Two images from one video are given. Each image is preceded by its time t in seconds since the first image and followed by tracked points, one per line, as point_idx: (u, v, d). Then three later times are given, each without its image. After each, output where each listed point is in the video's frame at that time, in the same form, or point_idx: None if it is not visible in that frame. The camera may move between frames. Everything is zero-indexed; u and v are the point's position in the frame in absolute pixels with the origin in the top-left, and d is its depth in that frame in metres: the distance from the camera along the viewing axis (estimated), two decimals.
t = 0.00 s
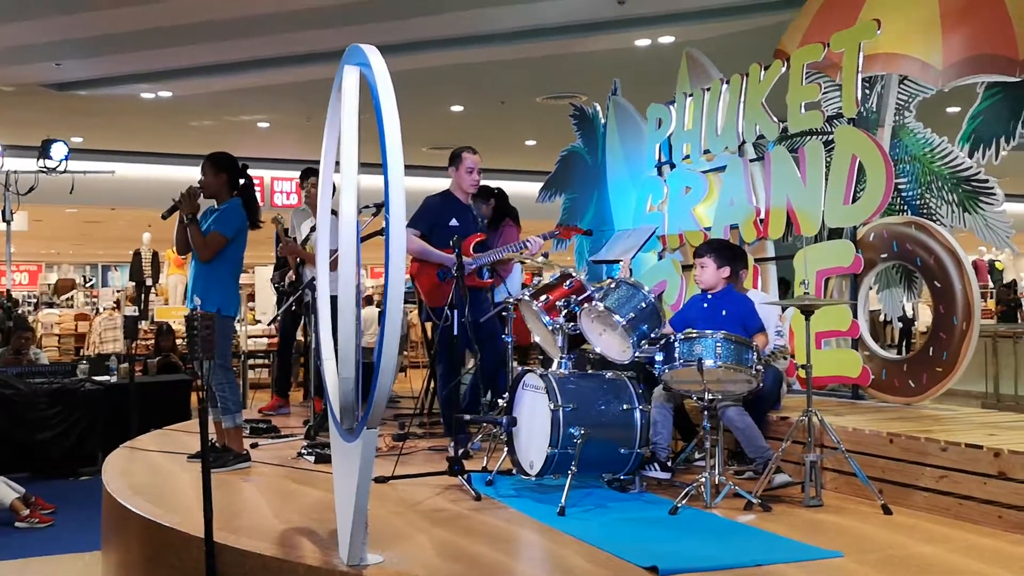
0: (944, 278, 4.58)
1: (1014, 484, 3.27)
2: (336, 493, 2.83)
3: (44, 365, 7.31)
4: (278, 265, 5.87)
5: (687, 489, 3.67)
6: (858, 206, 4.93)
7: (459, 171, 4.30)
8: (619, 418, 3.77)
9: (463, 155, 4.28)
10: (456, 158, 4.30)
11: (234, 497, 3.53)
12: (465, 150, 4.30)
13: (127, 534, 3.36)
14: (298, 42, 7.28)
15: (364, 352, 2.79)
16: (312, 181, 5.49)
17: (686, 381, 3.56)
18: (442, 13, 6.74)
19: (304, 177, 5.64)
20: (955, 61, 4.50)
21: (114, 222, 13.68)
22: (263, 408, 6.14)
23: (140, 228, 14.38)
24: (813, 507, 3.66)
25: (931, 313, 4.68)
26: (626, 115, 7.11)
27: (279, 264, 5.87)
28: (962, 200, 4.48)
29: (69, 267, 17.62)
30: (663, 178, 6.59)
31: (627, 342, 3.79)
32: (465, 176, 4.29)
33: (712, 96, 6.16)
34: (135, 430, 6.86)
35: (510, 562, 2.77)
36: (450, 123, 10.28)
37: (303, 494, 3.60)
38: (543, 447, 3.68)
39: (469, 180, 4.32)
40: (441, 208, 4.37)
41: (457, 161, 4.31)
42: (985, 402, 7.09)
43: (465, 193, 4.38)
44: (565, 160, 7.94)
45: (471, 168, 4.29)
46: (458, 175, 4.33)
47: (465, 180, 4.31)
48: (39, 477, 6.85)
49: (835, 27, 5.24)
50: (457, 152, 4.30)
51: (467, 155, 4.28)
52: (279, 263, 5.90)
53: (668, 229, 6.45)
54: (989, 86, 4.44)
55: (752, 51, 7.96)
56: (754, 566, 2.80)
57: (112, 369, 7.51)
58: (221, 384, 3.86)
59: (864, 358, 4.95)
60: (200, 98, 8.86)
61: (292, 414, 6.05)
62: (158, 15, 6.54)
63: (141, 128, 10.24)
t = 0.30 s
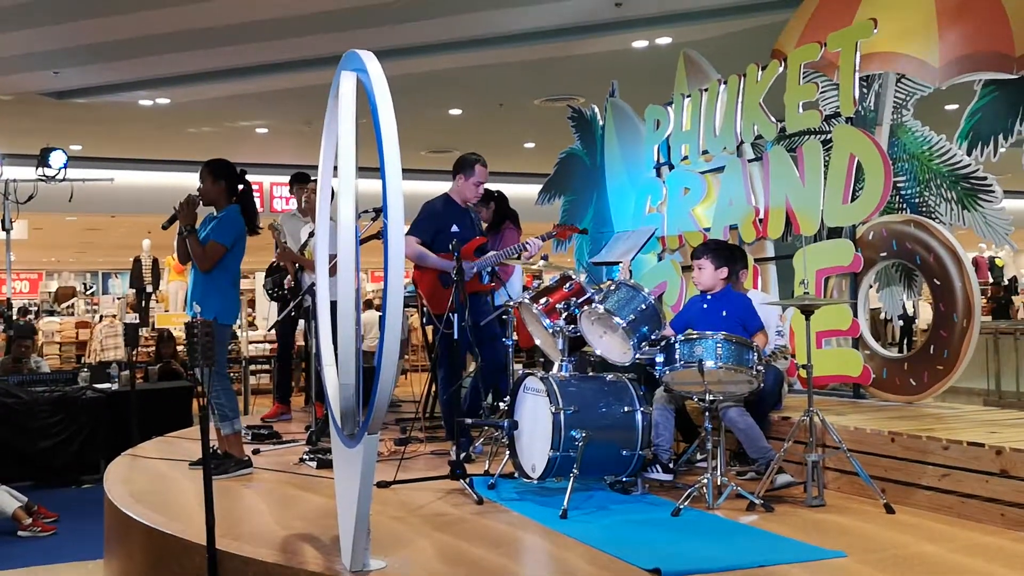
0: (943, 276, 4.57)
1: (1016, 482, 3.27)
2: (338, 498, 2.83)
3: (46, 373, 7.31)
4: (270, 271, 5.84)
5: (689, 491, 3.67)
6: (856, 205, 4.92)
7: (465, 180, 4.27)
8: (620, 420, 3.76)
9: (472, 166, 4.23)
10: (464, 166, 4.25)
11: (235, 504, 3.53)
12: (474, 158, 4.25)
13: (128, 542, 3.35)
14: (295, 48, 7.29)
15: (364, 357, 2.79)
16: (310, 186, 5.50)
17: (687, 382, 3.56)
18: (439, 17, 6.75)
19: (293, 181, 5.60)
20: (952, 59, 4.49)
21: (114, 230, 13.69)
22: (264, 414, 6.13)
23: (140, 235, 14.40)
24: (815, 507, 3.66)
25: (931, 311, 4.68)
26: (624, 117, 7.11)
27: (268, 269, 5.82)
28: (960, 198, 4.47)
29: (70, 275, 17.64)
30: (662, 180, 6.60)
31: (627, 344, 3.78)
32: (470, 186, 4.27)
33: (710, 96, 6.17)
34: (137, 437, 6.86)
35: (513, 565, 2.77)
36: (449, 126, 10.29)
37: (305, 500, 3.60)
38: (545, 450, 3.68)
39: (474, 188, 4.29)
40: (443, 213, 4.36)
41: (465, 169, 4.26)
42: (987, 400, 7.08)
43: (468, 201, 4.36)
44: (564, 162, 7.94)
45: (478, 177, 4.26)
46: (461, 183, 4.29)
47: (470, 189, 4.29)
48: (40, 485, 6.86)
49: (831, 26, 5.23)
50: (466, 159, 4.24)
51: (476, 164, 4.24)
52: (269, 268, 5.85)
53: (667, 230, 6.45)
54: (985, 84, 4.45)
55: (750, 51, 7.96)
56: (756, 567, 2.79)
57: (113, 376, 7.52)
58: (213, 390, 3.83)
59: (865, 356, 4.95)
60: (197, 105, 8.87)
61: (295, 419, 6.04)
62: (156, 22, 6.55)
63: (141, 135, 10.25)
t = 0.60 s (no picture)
0: (943, 280, 4.58)
1: (1016, 486, 3.27)
2: (338, 503, 2.83)
3: (46, 378, 7.31)
4: (262, 276, 5.82)
5: (689, 495, 3.66)
6: (856, 209, 4.91)
7: (465, 190, 4.27)
8: (621, 425, 3.76)
9: (473, 176, 4.23)
10: (464, 174, 4.24)
11: (235, 508, 3.52)
12: (475, 167, 4.23)
13: (128, 547, 3.35)
14: (295, 53, 7.30)
15: (364, 361, 2.79)
16: (311, 191, 5.51)
17: (687, 387, 3.56)
18: (438, 21, 6.77)
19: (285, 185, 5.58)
20: (952, 62, 4.50)
21: (114, 234, 13.70)
22: (264, 418, 6.13)
23: (139, 239, 14.40)
24: (816, 512, 3.65)
25: (930, 315, 4.68)
26: (624, 121, 7.13)
27: (261, 274, 5.80)
28: (960, 202, 4.48)
29: (70, 279, 17.65)
30: (662, 184, 6.61)
31: (628, 348, 3.81)
32: (469, 196, 4.28)
33: (709, 101, 6.17)
34: (137, 442, 6.86)
35: (514, 570, 2.77)
36: (448, 130, 10.29)
37: (305, 505, 3.59)
38: (545, 455, 3.68)
39: (473, 198, 4.30)
40: (443, 221, 4.37)
41: (466, 178, 4.25)
42: (987, 403, 7.07)
43: (469, 209, 4.37)
44: (564, 166, 7.94)
45: (479, 187, 4.25)
46: (462, 192, 4.30)
47: (469, 199, 4.30)
48: (40, 490, 6.85)
49: (831, 31, 5.23)
50: (467, 168, 4.24)
51: (476, 173, 4.22)
52: (263, 271, 5.82)
53: (667, 234, 6.45)
54: (985, 88, 4.50)
55: (749, 56, 7.97)
56: (757, 572, 2.78)
57: (113, 381, 7.51)
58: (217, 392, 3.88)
59: (865, 361, 4.95)
60: (197, 109, 8.88)
61: (294, 424, 6.04)
62: (156, 27, 6.56)
63: (141, 140, 10.26)
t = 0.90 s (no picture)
0: (933, 290, 4.60)
1: (1005, 496, 3.28)
2: (327, 511, 2.81)
3: (32, 383, 7.25)
4: (246, 282, 5.81)
5: (679, 504, 3.65)
6: (848, 218, 4.94)
7: (453, 204, 4.29)
8: (611, 432, 3.76)
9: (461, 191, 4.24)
10: (453, 189, 4.27)
11: (223, 515, 3.50)
12: (463, 181, 4.24)
13: (115, 554, 3.32)
14: (287, 58, 7.29)
15: (354, 368, 2.78)
16: (302, 197, 5.50)
17: (678, 395, 3.57)
18: (431, 28, 6.77)
19: (268, 194, 5.51)
20: (942, 74, 4.50)
21: (103, 238, 13.63)
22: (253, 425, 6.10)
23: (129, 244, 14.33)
24: (806, 521, 3.65)
25: (920, 325, 4.70)
26: (616, 129, 7.16)
27: (245, 280, 5.78)
28: (950, 213, 4.50)
29: (58, 284, 17.54)
30: (653, 192, 6.62)
31: (619, 356, 3.81)
32: (458, 211, 4.29)
33: (701, 109, 6.19)
34: (125, 447, 6.81)
35: None
36: (440, 137, 10.29)
37: (293, 512, 3.58)
38: (535, 463, 3.67)
39: (463, 212, 4.32)
40: (435, 230, 4.41)
41: (455, 192, 4.27)
42: (976, 413, 7.09)
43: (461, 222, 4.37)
44: (556, 174, 7.94)
45: (467, 203, 4.26)
46: (455, 209, 4.31)
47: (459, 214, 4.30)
48: (26, 496, 6.79)
49: (821, 40, 5.22)
50: (456, 182, 4.25)
51: (464, 189, 4.24)
52: (247, 277, 5.80)
53: (658, 242, 6.47)
54: (974, 99, 4.41)
55: (741, 65, 8.01)
56: None
57: (101, 386, 7.46)
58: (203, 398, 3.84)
59: (855, 370, 4.97)
60: (189, 114, 8.86)
61: (283, 430, 6.01)
62: (147, 31, 6.55)
63: (131, 144, 10.22)
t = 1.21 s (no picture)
0: (924, 300, 4.62)
1: (994, 507, 3.29)
2: (317, 514, 2.80)
3: (22, 382, 7.21)
4: (234, 283, 5.80)
5: (669, 511, 3.65)
6: (840, 226, 4.95)
7: (445, 211, 4.28)
8: (602, 438, 3.76)
9: (451, 198, 4.24)
10: (444, 195, 4.26)
11: (212, 517, 3.48)
12: (454, 188, 4.25)
13: (102, 555, 3.30)
14: (283, 59, 7.29)
15: (345, 371, 2.78)
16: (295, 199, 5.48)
17: (670, 402, 3.57)
18: (426, 32, 6.78)
19: (258, 196, 5.47)
20: (933, 86, 4.54)
21: (95, 237, 13.56)
22: (243, 427, 6.07)
23: (121, 243, 14.27)
24: (796, 529, 3.66)
25: (911, 334, 4.72)
26: (609, 135, 7.17)
27: (234, 281, 5.77)
28: (941, 223, 4.52)
29: (48, 282, 17.46)
30: (646, 199, 6.64)
31: (611, 362, 3.82)
32: (452, 217, 4.28)
33: (695, 117, 6.20)
34: (114, 447, 6.78)
35: None
36: (434, 141, 10.30)
37: (283, 515, 3.56)
38: (526, 468, 3.66)
39: (455, 218, 4.31)
40: (430, 237, 4.47)
41: (446, 199, 4.27)
42: (965, 422, 7.12)
43: (455, 228, 4.37)
44: (549, 179, 7.97)
45: (456, 209, 4.25)
46: (447, 216, 4.31)
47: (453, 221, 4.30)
48: (14, 495, 6.74)
49: (816, 50, 5.24)
50: (447, 189, 4.26)
51: (452, 195, 4.24)
52: (235, 278, 5.79)
53: (650, 249, 6.49)
54: (967, 110, 4.40)
55: (735, 73, 8.04)
56: None
57: (91, 386, 7.42)
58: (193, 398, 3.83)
59: (845, 379, 4.99)
60: (182, 114, 8.84)
61: (273, 432, 5.99)
62: (142, 31, 6.53)
63: (124, 143, 10.19)
